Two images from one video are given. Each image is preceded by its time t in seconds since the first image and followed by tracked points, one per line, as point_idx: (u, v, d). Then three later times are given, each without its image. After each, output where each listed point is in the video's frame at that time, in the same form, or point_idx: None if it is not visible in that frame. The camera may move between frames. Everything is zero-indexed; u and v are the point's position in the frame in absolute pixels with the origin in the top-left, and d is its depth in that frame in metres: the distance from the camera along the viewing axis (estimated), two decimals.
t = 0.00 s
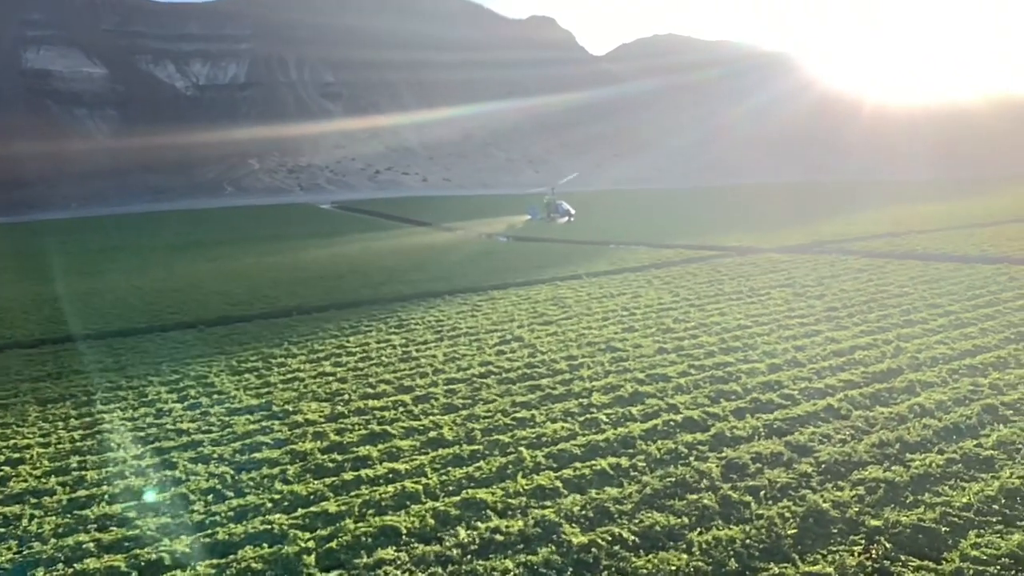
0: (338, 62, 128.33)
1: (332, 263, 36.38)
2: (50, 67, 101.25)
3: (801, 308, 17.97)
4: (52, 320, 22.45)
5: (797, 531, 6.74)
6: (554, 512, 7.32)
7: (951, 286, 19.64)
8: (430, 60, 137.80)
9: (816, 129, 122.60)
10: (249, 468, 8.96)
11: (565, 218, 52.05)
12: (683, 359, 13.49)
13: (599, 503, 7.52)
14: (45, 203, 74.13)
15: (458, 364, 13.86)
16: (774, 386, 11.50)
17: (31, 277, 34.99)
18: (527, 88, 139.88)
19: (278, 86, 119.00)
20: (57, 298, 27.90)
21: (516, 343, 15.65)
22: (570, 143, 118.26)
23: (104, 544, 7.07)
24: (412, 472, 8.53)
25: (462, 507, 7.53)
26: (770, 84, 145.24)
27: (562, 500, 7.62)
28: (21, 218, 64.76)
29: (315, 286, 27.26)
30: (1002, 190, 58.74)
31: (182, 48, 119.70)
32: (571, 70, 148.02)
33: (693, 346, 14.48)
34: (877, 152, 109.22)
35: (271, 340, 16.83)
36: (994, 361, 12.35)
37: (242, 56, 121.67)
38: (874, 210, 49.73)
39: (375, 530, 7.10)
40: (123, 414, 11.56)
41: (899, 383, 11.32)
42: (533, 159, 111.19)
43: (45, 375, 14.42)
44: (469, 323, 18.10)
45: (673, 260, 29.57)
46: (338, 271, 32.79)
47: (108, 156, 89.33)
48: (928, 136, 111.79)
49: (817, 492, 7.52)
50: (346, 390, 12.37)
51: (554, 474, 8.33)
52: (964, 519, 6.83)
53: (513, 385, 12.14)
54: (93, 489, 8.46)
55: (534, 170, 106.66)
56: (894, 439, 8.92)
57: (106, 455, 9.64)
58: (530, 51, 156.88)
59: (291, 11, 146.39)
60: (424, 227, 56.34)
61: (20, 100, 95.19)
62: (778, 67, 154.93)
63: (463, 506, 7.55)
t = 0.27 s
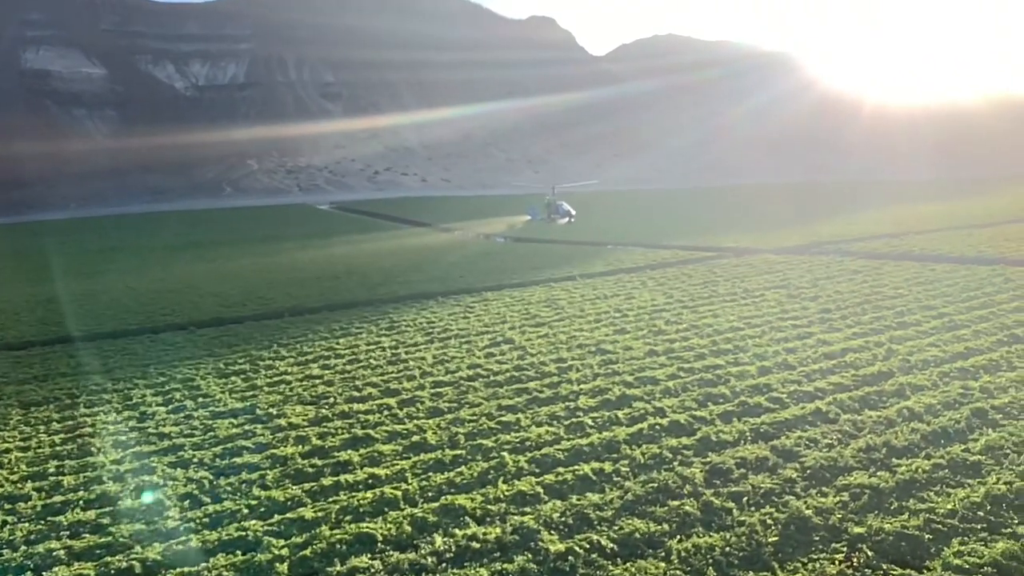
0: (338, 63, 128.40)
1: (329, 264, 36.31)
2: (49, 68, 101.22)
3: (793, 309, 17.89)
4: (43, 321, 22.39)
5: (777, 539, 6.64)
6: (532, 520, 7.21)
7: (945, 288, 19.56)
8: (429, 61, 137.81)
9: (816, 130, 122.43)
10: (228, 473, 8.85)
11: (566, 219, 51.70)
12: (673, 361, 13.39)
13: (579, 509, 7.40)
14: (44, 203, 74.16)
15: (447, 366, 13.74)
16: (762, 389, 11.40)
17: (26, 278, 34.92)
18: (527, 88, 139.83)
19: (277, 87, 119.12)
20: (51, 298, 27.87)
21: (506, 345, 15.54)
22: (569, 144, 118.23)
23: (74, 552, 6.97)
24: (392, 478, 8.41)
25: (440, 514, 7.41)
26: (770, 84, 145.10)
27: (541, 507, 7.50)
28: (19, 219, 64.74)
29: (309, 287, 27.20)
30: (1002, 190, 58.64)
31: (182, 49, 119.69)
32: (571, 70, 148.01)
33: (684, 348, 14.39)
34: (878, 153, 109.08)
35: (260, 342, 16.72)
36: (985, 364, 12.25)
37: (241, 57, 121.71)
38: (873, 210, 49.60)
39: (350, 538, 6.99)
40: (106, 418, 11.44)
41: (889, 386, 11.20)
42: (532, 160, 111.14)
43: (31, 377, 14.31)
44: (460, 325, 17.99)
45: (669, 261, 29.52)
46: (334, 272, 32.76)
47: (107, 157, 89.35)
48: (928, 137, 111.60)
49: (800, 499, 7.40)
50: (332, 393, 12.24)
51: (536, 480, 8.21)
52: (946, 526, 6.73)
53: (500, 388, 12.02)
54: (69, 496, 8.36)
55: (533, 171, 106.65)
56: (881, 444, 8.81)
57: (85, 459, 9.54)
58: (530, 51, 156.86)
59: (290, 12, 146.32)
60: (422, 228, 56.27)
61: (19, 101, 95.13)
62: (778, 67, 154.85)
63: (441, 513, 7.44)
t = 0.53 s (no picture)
0: (336, 65, 128.52)
1: (325, 266, 36.22)
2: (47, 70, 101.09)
3: (785, 311, 17.80)
4: (32, 324, 22.27)
5: (758, 549, 6.49)
6: (510, 527, 7.09)
7: (938, 290, 19.46)
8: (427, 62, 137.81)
9: (814, 132, 122.34)
10: (205, 479, 8.72)
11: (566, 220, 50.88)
12: (662, 365, 13.27)
13: (558, 517, 7.26)
14: (41, 205, 74.22)
15: (435, 369, 13.60)
16: (750, 393, 11.28)
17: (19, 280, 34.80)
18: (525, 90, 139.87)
19: (276, 89, 119.34)
20: (42, 301, 27.79)
21: (495, 348, 15.42)
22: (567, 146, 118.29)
23: (40, 563, 6.86)
24: (371, 485, 8.28)
25: (417, 521, 7.31)
26: (769, 86, 145.02)
27: (520, 514, 7.39)
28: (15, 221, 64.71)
29: (302, 289, 27.09)
30: (1000, 192, 58.60)
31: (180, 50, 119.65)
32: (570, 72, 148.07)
33: (673, 351, 14.29)
34: (876, 155, 109.05)
35: (248, 346, 16.60)
36: (977, 367, 12.14)
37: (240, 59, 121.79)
38: (870, 212, 49.55)
39: (323, 547, 6.87)
40: (87, 423, 11.31)
41: (878, 390, 11.10)
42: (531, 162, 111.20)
43: (14, 382, 14.16)
44: (450, 328, 17.86)
45: (663, 263, 29.47)
46: (327, 274, 32.68)
47: (104, 159, 89.34)
48: (927, 139, 111.53)
49: (786, 507, 7.24)
50: (316, 397, 12.13)
51: (514, 487, 8.06)
52: (929, 535, 6.61)
53: (486, 392, 11.88)
54: (41, 503, 8.22)
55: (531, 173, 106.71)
56: (868, 449, 8.69)
57: (60, 466, 9.41)
58: (528, 53, 156.94)
59: (289, 14, 146.24)
60: (419, 230, 56.19)
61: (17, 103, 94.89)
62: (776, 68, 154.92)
63: (418, 520, 7.33)
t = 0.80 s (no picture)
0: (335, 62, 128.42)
1: (320, 263, 36.16)
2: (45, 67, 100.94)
3: (777, 309, 17.67)
4: (23, 321, 22.21)
5: (737, 552, 6.41)
6: (489, 529, 7.00)
7: (931, 288, 19.36)
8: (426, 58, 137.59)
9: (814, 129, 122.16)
10: (184, 479, 8.63)
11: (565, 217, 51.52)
12: (651, 363, 13.18)
13: (538, 518, 7.17)
14: (39, 203, 74.28)
15: (423, 368, 13.49)
16: (738, 392, 11.18)
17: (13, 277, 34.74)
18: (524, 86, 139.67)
19: (275, 87, 119.70)
20: (35, 298, 27.71)
21: (485, 346, 15.32)
22: (566, 142, 118.12)
23: (13, 565, 6.78)
24: (350, 486, 8.18)
25: (394, 524, 7.21)
26: (768, 82, 144.72)
27: (499, 516, 7.28)
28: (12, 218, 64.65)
29: (295, 287, 27.01)
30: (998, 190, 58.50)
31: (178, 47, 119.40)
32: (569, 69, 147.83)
33: (663, 349, 14.18)
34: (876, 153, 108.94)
35: (238, 344, 16.51)
36: (966, 366, 12.04)
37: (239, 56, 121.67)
38: (867, 209, 49.52)
39: (298, 549, 6.79)
40: (70, 422, 11.22)
41: (867, 389, 11.00)
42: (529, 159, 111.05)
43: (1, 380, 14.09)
44: (441, 325, 17.72)
45: (658, 260, 29.38)
46: (322, 272, 32.61)
47: (103, 156, 89.33)
48: (926, 136, 111.39)
49: (767, 509, 7.16)
50: (302, 396, 12.02)
51: (496, 488, 7.97)
52: (912, 537, 6.52)
53: (473, 391, 11.77)
54: (17, 504, 8.15)
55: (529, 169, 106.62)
56: (854, 449, 8.60)
57: (41, 466, 9.33)
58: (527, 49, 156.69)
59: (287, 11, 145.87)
60: (416, 227, 56.08)
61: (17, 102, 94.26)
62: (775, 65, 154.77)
63: (396, 522, 7.24)
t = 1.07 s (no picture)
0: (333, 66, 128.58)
1: (316, 268, 36.16)
2: (43, 71, 101.02)
3: (769, 314, 17.56)
4: (13, 327, 22.10)
5: (716, 566, 6.29)
6: (464, 541, 6.88)
7: (925, 292, 19.23)
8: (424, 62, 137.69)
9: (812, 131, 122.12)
10: (160, 489, 8.52)
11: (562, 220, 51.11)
12: (640, 369, 13.04)
13: (515, 529, 7.05)
14: (36, 207, 74.31)
15: (410, 374, 13.36)
16: (725, 398, 11.08)
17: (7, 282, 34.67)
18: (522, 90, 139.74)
19: (273, 90, 119.90)
20: (28, 303, 27.61)
21: (474, 351, 15.20)
22: (564, 145, 118.15)
23: None
24: (327, 496, 8.06)
25: (368, 535, 7.09)
26: (766, 85, 144.74)
27: (476, 527, 7.16)
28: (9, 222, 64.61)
29: (289, 292, 26.92)
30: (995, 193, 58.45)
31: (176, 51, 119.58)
32: (567, 72, 147.96)
33: (653, 355, 14.06)
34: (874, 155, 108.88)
35: (226, 350, 16.38)
36: (958, 371, 11.90)
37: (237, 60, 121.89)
38: (865, 212, 49.44)
39: (270, 563, 6.67)
40: (50, 431, 11.10)
41: (856, 395, 10.88)
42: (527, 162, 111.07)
43: None
44: (431, 330, 17.61)
45: (652, 264, 29.31)
46: (318, 276, 32.53)
47: (100, 159, 89.34)
48: (925, 138, 111.39)
49: (747, 520, 7.04)
50: (286, 404, 11.90)
51: (474, 498, 7.85)
52: (894, 548, 6.41)
53: (459, 398, 11.64)
54: None
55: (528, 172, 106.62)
56: (839, 457, 8.48)
57: (17, 476, 9.21)
58: (526, 53, 156.83)
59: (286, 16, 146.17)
60: (413, 231, 56.01)
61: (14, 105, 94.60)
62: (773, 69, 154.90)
63: (371, 534, 7.11)
